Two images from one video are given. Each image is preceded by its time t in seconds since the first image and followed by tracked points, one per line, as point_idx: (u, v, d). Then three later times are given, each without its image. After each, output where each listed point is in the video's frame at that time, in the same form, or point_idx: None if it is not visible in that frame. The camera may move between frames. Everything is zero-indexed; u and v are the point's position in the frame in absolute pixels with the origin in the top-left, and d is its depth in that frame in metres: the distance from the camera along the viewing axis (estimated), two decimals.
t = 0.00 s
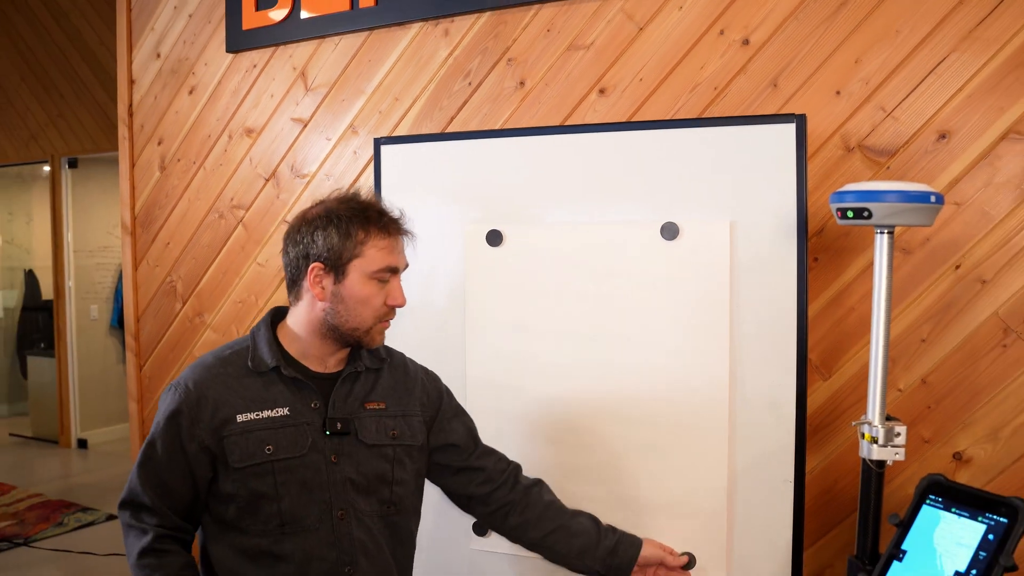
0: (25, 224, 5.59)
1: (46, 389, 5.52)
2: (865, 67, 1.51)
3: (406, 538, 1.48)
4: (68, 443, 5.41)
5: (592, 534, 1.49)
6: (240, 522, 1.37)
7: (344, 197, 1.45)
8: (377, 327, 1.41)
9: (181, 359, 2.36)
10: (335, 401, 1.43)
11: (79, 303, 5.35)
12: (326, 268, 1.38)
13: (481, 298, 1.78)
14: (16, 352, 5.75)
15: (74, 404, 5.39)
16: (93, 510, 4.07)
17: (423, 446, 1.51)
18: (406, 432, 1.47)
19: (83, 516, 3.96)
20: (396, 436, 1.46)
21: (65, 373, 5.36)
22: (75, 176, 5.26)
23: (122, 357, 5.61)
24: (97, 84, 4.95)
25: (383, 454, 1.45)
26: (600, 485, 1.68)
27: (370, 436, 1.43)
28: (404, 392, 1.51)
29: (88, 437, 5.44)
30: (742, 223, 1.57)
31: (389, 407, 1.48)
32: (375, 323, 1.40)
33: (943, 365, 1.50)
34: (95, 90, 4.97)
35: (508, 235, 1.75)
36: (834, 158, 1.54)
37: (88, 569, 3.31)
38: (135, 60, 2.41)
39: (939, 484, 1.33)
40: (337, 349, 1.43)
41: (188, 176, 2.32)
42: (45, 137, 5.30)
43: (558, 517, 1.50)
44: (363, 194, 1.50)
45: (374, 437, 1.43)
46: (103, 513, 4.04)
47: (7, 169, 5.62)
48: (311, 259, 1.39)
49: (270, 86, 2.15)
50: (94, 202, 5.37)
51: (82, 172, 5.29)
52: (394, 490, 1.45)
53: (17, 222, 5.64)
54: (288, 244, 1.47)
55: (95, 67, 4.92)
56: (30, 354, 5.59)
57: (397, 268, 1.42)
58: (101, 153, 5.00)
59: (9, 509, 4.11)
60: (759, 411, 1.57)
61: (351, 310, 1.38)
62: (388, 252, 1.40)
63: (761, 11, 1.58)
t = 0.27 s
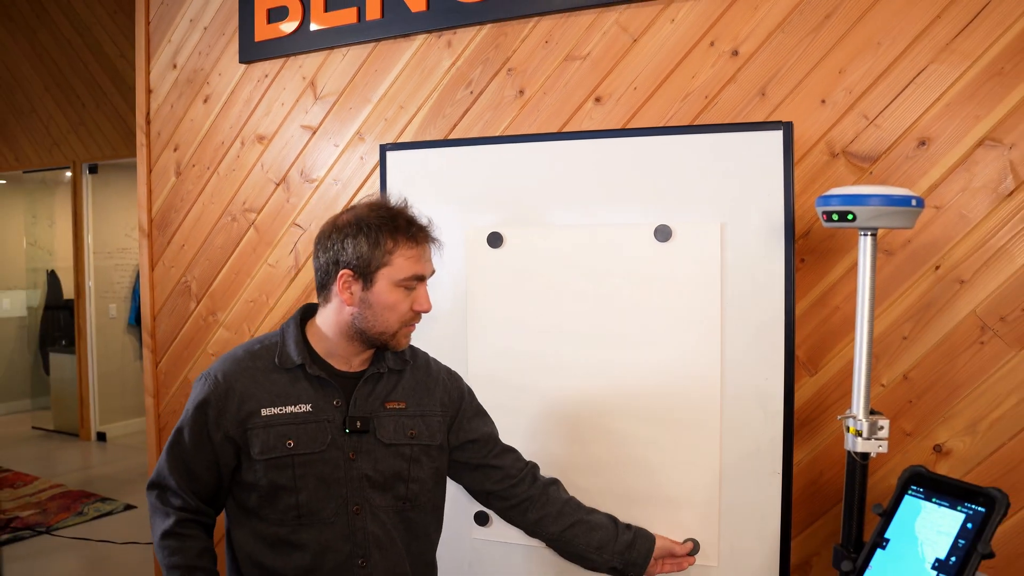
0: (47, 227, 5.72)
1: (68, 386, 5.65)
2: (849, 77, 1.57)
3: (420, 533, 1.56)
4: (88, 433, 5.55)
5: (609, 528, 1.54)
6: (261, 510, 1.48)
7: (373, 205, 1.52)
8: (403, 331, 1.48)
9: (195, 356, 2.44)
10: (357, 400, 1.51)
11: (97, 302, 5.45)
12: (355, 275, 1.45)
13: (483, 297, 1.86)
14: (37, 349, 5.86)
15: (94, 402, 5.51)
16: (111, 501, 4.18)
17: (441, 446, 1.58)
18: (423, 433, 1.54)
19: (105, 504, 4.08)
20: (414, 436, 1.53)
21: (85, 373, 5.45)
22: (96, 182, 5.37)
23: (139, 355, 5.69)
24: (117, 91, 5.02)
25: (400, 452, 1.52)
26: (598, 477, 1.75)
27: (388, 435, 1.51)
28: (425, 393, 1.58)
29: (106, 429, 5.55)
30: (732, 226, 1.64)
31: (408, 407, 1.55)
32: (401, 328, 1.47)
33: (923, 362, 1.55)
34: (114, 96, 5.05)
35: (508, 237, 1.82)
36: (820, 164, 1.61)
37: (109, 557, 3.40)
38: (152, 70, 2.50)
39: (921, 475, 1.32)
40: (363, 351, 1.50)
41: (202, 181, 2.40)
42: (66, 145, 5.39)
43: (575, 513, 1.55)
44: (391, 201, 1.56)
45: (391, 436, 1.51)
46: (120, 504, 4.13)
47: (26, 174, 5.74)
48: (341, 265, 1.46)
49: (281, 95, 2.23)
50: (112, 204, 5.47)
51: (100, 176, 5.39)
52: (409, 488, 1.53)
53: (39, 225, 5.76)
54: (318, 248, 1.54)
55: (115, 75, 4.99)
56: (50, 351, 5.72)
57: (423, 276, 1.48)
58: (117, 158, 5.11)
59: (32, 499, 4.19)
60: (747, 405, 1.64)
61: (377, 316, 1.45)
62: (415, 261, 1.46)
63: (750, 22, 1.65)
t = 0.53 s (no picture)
0: (47, 227, 5.73)
1: (68, 386, 5.65)
2: (849, 77, 1.57)
3: (426, 535, 1.55)
4: (88, 433, 5.55)
5: (619, 529, 1.54)
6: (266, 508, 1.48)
7: (386, 204, 1.52)
8: (411, 332, 1.47)
9: (195, 356, 2.45)
10: (364, 400, 1.51)
11: (97, 302, 5.45)
12: (365, 273, 1.45)
13: (483, 297, 1.86)
14: (37, 349, 5.86)
15: (94, 401, 5.50)
16: (111, 500, 4.18)
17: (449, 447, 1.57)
18: (431, 433, 1.54)
19: (105, 504, 4.09)
20: (422, 436, 1.53)
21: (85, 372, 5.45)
22: (96, 181, 5.37)
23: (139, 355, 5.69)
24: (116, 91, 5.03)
25: (408, 453, 1.52)
26: (599, 477, 1.75)
27: (395, 436, 1.51)
28: (433, 393, 1.58)
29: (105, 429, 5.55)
30: (732, 226, 1.64)
31: (416, 408, 1.55)
32: (410, 328, 1.47)
33: (923, 362, 1.54)
34: (114, 96, 5.06)
35: (508, 237, 1.82)
36: (820, 164, 1.61)
37: (109, 556, 3.40)
38: (152, 70, 2.50)
39: (921, 475, 1.32)
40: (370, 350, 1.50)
41: (202, 181, 2.40)
42: (66, 145, 5.40)
43: (586, 514, 1.55)
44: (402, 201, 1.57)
45: (399, 437, 1.51)
46: (120, 504, 4.13)
47: (27, 174, 5.74)
48: (352, 263, 1.46)
49: (281, 95, 2.23)
50: (112, 204, 5.47)
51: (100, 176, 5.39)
52: (416, 489, 1.53)
53: (39, 225, 5.77)
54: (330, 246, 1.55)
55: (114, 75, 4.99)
56: (50, 351, 5.72)
57: (434, 276, 1.48)
58: (118, 157, 5.11)
59: (32, 499, 4.19)
60: (747, 405, 1.64)
61: (386, 315, 1.44)
62: (426, 261, 1.46)
63: (750, 22, 1.65)
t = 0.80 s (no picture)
0: (47, 227, 5.72)
1: (68, 386, 5.65)
2: (849, 77, 1.57)
3: (430, 535, 1.55)
4: (88, 433, 5.55)
5: (626, 529, 1.54)
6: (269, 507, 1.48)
7: (395, 202, 1.53)
8: (419, 330, 1.48)
9: (195, 356, 2.45)
10: (369, 399, 1.51)
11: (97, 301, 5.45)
12: (375, 271, 1.45)
13: (484, 298, 1.85)
14: (37, 349, 5.86)
15: (94, 401, 5.50)
16: (110, 500, 4.17)
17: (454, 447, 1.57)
18: (436, 432, 1.54)
19: (104, 504, 4.09)
20: (427, 435, 1.53)
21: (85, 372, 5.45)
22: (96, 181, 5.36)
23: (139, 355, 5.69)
24: (116, 91, 5.02)
25: (413, 452, 1.52)
26: (600, 477, 1.75)
27: (400, 434, 1.51)
28: (438, 393, 1.58)
29: (105, 429, 5.55)
30: (732, 226, 1.64)
31: (421, 407, 1.55)
32: (418, 327, 1.47)
33: (923, 361, 1.54)
34: (114, 96, 5.05)
35: (507, 237, 1.83)
36: (820, 164, 1.61)
37: (110, 556, 3.40)
38: (152, 70, 2.50)
39: (921, 475, 1.32)
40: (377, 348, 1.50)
41: (203, 181, 2.40)
42: (67, 145, 5.40)
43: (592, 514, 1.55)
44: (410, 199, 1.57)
45: (404, 435, 1.51)
46: (120, 504, 4.13)
47: (26, 174, 5.74)
48: (361, 260, 1.46)
49: (281, 95, 2.23)
50: (112, 204, 5.47)
51: (100, 176, 5.39)
52: (421, 488, 1.52)
53: (38, 225, 5.76)
54: (338, 242, 1.55)
55: (114, 75, 4.99)
56: (51, 351, 5.72)
57: (443, 275, 1.48)
58: (118, 157, 5.11)
59: (32, 499, 4.18)
60: (747, 404, 1.64)
61: (395, 313, 1.45)
62: (436, 260, 1.47)
63: (750, 22, 1.65)
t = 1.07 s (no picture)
0: (47, 227, 5.72)
1: (68, 386, 5.65)
2: (849, 77, 1.57)
3: (432, 536, 1.54)
4: (88, 433, 5.55)
5: (624, 531, 1.53)
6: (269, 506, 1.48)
7: (396, 200, 1.53)
8: (420, 328, 1.48)
9: (195, 356, 2.45)
10: (370, 397, 1.51)
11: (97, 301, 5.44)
12: (376, 269, 1.45)
13: (484, 297, 1.85)
14: (37, 349, 5.86)
15: (94, 401, 5.50)
16: (110, 500, 4.17)
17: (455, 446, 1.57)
18: (437, 432, 1.54)
19: (104, 504, 4.09)
20: (428, 434, 1.53)
21: (85, 371, 5.45)
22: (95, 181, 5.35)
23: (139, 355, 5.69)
24: (116, 90, 5.02)
25: (414, 451, 1.52)
26: (600, 477, 1.75)
27: (401, 433, 1.51)
28: (439, 392, 1.58)
29: (105, 429, 5.55)
30: (732, 225, 1.64)
31: (422, 406, 1.55)
32: (419, 325, 1.47)
33: (923, 361, 1.54)
34: (114, 96, 5.05)
35: (507, 236, 1.83)
36: (820, 164, 1.61)
37: (110, 555, 3.40)
38: (152, 70, 2.50)
39: (921, 475, 1.32)
40: (378, 347, 1.50)
41: (203, 181, 2.40)
42: (67, 145, 5.40)
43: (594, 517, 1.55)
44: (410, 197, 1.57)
45: (405, 434, 1.51)
46: (120, 504, 4.13)
47: (26, 174, 5.74)
48: (362, 258, 1.46)
49: (281, 94, 2.23)
50: (112, 204, 5.47)
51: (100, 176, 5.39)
52: (422, 488, 1.52)
53: (38, 224, 5.76)
54: (339, 241, 1.55)
55: (114, 75, 4.98)
56: (51, 351, 5.72)
57: (443, 274, 1.48)
58: (118, 157, 5.11)
59: (32, 499, 4.18)
60: (747, 404, 1.64)
61: (395, 311, 1.45)
62: (436, 258, 1.47)
63: (750, 22, 1.65)
